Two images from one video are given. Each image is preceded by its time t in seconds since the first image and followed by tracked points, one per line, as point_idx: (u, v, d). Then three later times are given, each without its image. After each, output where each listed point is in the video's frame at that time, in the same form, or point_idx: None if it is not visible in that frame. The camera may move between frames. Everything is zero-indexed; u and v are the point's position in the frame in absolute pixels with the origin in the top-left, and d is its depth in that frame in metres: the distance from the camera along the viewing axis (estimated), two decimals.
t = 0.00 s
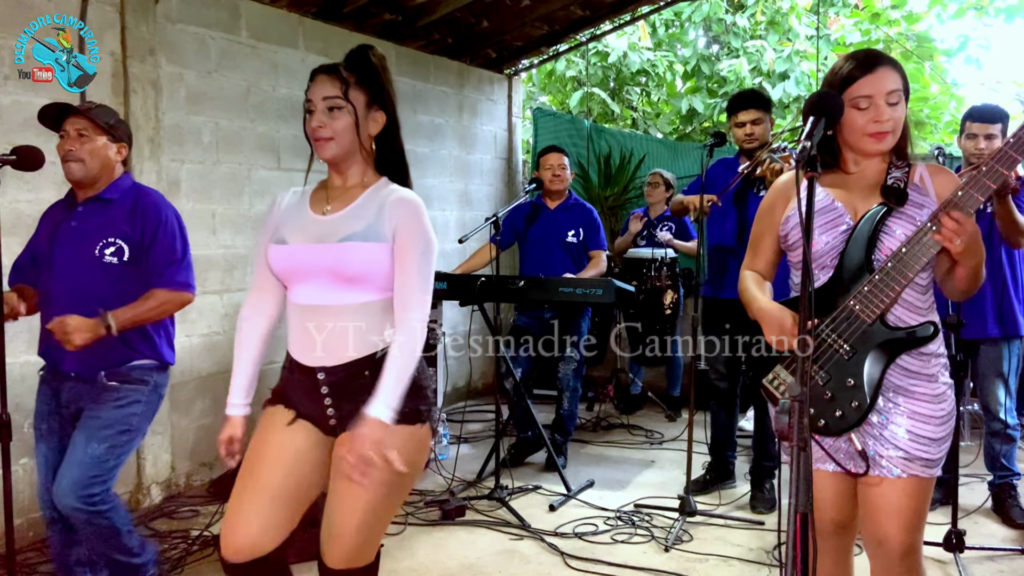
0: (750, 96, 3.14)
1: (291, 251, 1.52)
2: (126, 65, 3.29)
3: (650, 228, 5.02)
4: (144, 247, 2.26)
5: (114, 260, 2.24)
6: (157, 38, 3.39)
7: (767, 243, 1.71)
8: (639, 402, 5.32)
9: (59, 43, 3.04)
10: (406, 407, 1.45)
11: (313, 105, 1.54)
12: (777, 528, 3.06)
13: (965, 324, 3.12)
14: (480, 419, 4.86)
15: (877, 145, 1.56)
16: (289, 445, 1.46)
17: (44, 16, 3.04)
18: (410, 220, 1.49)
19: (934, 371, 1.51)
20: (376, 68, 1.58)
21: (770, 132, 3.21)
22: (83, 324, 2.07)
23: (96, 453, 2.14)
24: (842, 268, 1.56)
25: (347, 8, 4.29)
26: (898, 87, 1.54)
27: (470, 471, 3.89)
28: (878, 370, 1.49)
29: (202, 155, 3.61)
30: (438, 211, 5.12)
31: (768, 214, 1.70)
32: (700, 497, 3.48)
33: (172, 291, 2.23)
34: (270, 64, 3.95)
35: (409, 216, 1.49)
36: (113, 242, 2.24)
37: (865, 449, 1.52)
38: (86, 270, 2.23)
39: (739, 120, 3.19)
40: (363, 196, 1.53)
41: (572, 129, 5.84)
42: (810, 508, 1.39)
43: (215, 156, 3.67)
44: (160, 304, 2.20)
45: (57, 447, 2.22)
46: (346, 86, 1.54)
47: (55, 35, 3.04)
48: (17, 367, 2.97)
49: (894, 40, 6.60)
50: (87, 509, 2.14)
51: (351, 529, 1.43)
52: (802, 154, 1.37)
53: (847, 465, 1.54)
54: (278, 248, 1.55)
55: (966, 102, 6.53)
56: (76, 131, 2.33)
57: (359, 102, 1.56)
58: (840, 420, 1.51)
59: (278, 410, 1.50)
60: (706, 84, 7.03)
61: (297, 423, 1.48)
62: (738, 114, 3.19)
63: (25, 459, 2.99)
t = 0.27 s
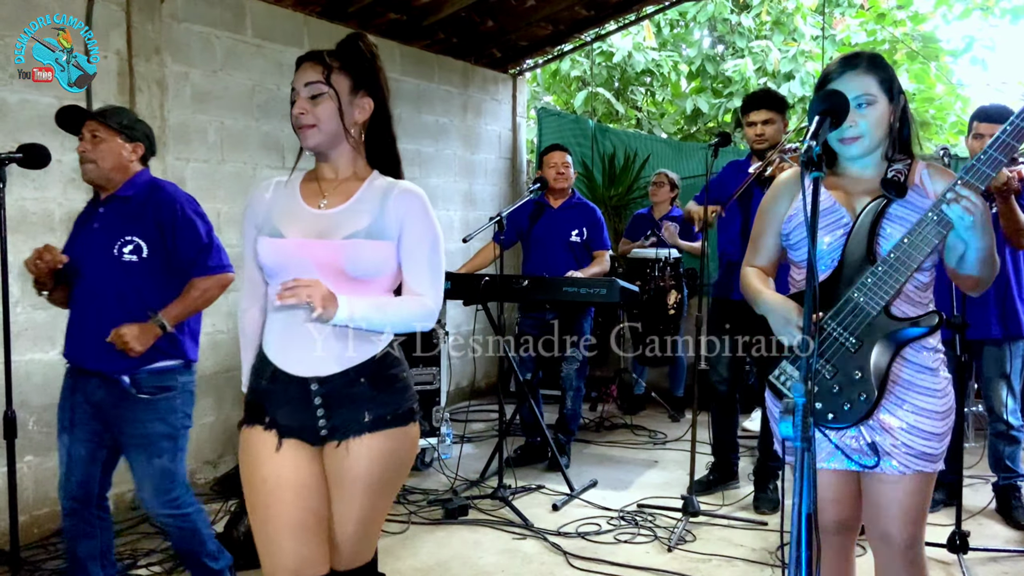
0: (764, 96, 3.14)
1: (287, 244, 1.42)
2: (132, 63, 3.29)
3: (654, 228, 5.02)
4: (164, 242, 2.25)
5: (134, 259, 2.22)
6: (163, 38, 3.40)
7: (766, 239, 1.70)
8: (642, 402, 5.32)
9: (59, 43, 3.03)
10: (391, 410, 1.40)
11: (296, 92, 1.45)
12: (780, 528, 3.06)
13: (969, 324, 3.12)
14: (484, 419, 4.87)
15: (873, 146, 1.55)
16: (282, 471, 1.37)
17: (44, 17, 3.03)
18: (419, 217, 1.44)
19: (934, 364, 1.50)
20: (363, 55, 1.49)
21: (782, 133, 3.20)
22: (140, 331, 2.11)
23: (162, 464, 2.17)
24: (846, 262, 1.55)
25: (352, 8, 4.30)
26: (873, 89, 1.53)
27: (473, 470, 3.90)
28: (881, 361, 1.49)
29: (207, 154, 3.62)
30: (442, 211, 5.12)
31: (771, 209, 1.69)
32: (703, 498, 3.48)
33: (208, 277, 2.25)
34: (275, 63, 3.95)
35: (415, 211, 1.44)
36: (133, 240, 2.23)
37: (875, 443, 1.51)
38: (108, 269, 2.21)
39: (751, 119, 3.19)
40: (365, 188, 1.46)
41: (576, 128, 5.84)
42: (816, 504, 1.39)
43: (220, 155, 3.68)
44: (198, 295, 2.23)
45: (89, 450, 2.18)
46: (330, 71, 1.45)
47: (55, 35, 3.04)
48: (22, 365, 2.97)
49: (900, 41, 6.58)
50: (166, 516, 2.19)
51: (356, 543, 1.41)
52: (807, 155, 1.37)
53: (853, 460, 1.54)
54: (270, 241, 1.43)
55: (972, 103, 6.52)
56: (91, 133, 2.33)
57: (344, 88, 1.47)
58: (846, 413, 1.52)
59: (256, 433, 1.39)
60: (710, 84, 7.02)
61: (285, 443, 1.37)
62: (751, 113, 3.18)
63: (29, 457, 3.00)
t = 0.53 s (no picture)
0: (774, 97, 3.12)
1: (278, 248, 1.39)
2: (137, 61, 3.30)
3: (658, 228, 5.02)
4: (193, 243, 2.28)
5: (168, 258, 2.29)
6: (167, 35, 3.40)
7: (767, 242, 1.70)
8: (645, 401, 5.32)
9: (59, 43, 3.02)
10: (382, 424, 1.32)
11: (292, 96, 1.43)
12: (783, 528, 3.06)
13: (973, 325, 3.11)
14: (487, 417, 4.87)
15: (869, 146, 1.53)
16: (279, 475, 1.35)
17: (43, 17, 3.02)
18: (408, 220, 1.34)
19: (934, 374, 1.48)
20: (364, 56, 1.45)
21: (791, 134, 3.19)
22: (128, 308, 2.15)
23: (200, 454, 2.24)
24: (842, 267, 1.55)
25: (357, 6, 4.30)
26: (867, 90, 1.50)
27: (476, 469, 3.90)
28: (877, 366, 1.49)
29: (211, 152, 3.63)
30: (446, 209, 5.13)
31: (772, 214, 1.68)
32: (705, 497, 3.47)
33: (213, 283, 2.24)
34: (280, 61, 3.96)
35: (403, 217, 1.35)
36: (167, 240, 2.29)
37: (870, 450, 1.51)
38: (145, 267, 2.29)
39: (761, 120, 3.19)
40: (359, 193, 1.40)
41: (581, 127, 5.81)
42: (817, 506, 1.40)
43: (224, 153, 3.69)
44: (197, 290, 2.21)
45: (126, 433, 2.20)
46: (322, 73, 1.41)
47: (55, 35, 3.02)
48: (26, 362, 2.98)
49: (905, 41, 6.61)
50: (201, 504, 2.29)
51: None
52: (815, 153, 1.38)
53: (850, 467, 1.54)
54: (265, 246, 1.42)
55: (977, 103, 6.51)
56: (127, 131, 2.39)
57: (338, 88, 1.42)
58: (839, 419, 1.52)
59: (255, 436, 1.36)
60: (715, 83, 7.01)
61: (274, 442, 1.35)
62: (760, 115, 3.18)
63: (33, 453, 3.01)
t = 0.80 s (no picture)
0: (782, 95, 3.12)
1: (293, 244, 1.46)
2: (143, 56, 3.31)
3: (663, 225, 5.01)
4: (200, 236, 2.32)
5: (175, 249, 2.32)
6: (174, 31, 3.42)
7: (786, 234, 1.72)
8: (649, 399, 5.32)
9: (58, 44, 3.02)
10: (400, 423, 1.33)
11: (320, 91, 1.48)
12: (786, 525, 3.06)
13: (978, 322, 3.10)
14: (490, 414, 4.88)
15: (876, 136, 1.56)
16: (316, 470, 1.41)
17: (44, 17, 3.01)
18: (402, 211, 1.35)
19: (947, 367, 1.46)
20: (393, 51, 1.49)
21: (798, 131, 3.18)
22: (115, 256, 2.13)
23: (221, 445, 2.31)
24: (841, 259, 1.60)
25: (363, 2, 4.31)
26: (887, 77, 1.52)
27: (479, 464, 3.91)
28: (875, 352, 1.52)
29: (217, 147, 3.64)
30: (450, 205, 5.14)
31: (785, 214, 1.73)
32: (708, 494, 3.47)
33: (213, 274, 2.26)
34: (285, 57, 3.96)
35: (405, 201, 1.35)
36: (176, 231, 2.32)
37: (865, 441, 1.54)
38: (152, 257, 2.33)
39: (766, 118, 3.18)
40: (364, 185, 1.42)
41: (586, 124, 5.82)
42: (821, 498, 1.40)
43: (230, 148, 3.70)
44: (189, 264, 2.21)
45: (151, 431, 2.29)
46: (346, 69, 1.46)
47: (54, 36, 3.02)
48: (32, 355, 3.00)
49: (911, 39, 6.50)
50: (211, 488, 2.31)
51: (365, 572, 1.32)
52: (817, 146, 1.38)
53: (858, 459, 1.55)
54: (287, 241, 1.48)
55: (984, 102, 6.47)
56: (144, 122, 2.41)
57: (360, 83, 1.45)
58: (837, 408, 1.57)
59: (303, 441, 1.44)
60: (721, 81, 6.99)
61: (306, 432, 1.43)
62: (766, 112, 3.18)
63: (38, 446, 3.03)
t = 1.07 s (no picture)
0: (782, 89, 3.11)
1: (341, 232, 1.55)
2: (149, 49, 3.32)
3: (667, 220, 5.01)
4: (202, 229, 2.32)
5: (174, 241, 2.30)
6: (180, 24, 3.43)
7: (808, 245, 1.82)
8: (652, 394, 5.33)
9: (59, 43, 3.02)
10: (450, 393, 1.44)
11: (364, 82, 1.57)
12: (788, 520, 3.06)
13: (983, 319, 3.10)
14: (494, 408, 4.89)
15: (890, 136, 1.56)
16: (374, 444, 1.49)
17: (45, 16, 3.00)
18: (428, 200, 1.42)
19: (950, 366, 1.47)
20: (430, 43, 1.56)
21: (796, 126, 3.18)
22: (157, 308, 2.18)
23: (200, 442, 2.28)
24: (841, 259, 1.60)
25: None
26: (901, 74, 1.52)
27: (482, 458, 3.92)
28: (875, 354, 1.51)
29: (223, 140, 3.65)
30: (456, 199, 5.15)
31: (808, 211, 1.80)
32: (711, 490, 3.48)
33: (232, 269, 2.31)
34: (292, 51, 3.97)
35: (425, 195, 1.43)
36: (175, 223, 2.31)
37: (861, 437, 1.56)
38: (149, 249, 2.30)
39: (766, 112, 3.18)
40: (402, 176, 1.50)
41: (591, 120, 5.80)
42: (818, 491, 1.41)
43: (235, 141, 3.71)
44: (221, 283, 2.28)
45: (149, 427, 2.35)
46: (391, 61, 1.53)
47: (55, 35, 3.02)
48: (38, 346, 3.01)
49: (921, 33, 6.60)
50: (182, 483, 2.27)
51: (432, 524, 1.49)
52: (817, 138, 1.38)
53: (859, 458, 1.55)
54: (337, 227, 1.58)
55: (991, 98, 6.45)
56: (143, 114, 2.42)
57: (407, 75, 1.54)
58: (833, 406, 1.57)
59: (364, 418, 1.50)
60: (728, 77, 6.96)
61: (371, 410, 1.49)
62: (766, 106, 3.17)
63: (44, 437, 3.04)
